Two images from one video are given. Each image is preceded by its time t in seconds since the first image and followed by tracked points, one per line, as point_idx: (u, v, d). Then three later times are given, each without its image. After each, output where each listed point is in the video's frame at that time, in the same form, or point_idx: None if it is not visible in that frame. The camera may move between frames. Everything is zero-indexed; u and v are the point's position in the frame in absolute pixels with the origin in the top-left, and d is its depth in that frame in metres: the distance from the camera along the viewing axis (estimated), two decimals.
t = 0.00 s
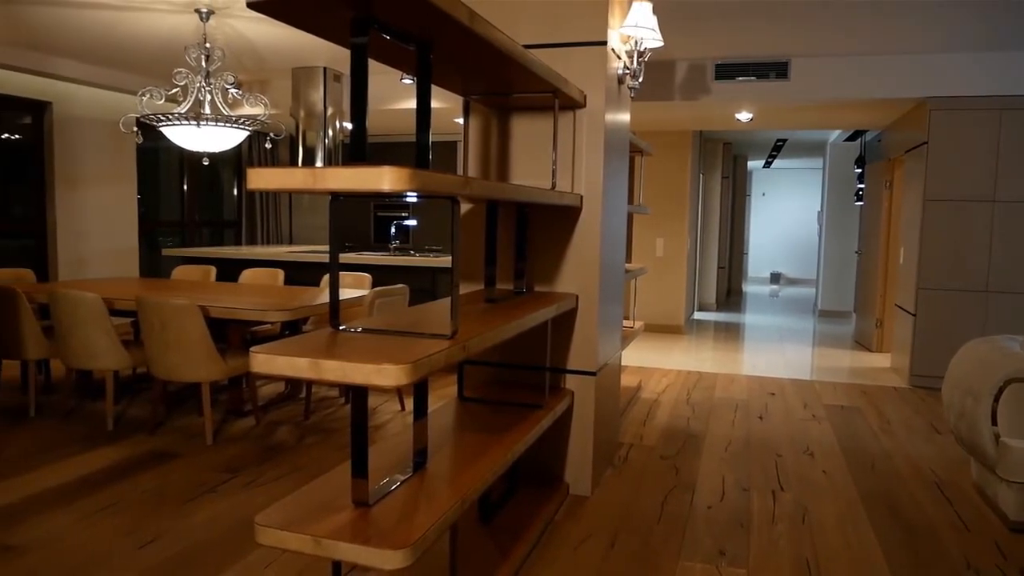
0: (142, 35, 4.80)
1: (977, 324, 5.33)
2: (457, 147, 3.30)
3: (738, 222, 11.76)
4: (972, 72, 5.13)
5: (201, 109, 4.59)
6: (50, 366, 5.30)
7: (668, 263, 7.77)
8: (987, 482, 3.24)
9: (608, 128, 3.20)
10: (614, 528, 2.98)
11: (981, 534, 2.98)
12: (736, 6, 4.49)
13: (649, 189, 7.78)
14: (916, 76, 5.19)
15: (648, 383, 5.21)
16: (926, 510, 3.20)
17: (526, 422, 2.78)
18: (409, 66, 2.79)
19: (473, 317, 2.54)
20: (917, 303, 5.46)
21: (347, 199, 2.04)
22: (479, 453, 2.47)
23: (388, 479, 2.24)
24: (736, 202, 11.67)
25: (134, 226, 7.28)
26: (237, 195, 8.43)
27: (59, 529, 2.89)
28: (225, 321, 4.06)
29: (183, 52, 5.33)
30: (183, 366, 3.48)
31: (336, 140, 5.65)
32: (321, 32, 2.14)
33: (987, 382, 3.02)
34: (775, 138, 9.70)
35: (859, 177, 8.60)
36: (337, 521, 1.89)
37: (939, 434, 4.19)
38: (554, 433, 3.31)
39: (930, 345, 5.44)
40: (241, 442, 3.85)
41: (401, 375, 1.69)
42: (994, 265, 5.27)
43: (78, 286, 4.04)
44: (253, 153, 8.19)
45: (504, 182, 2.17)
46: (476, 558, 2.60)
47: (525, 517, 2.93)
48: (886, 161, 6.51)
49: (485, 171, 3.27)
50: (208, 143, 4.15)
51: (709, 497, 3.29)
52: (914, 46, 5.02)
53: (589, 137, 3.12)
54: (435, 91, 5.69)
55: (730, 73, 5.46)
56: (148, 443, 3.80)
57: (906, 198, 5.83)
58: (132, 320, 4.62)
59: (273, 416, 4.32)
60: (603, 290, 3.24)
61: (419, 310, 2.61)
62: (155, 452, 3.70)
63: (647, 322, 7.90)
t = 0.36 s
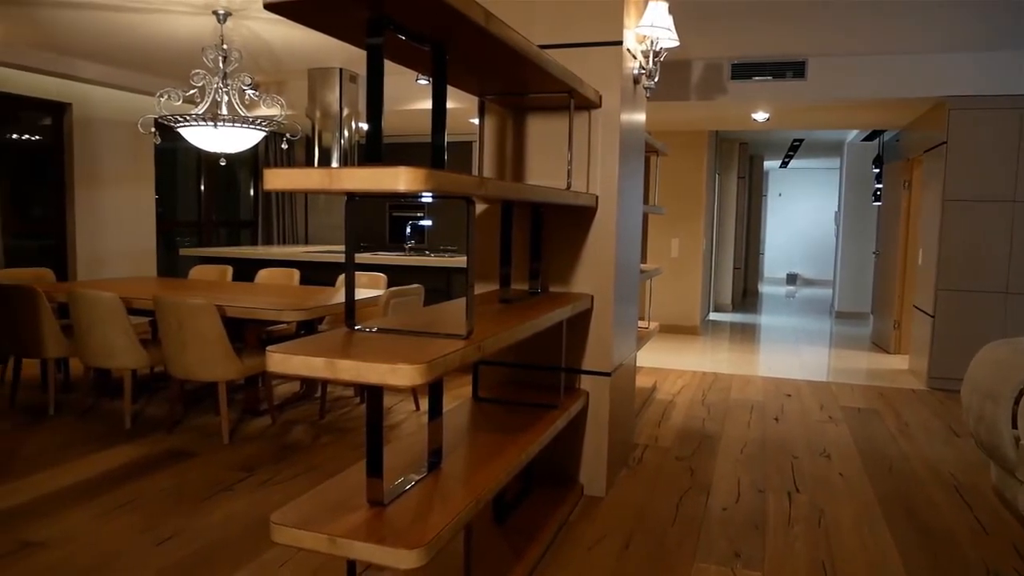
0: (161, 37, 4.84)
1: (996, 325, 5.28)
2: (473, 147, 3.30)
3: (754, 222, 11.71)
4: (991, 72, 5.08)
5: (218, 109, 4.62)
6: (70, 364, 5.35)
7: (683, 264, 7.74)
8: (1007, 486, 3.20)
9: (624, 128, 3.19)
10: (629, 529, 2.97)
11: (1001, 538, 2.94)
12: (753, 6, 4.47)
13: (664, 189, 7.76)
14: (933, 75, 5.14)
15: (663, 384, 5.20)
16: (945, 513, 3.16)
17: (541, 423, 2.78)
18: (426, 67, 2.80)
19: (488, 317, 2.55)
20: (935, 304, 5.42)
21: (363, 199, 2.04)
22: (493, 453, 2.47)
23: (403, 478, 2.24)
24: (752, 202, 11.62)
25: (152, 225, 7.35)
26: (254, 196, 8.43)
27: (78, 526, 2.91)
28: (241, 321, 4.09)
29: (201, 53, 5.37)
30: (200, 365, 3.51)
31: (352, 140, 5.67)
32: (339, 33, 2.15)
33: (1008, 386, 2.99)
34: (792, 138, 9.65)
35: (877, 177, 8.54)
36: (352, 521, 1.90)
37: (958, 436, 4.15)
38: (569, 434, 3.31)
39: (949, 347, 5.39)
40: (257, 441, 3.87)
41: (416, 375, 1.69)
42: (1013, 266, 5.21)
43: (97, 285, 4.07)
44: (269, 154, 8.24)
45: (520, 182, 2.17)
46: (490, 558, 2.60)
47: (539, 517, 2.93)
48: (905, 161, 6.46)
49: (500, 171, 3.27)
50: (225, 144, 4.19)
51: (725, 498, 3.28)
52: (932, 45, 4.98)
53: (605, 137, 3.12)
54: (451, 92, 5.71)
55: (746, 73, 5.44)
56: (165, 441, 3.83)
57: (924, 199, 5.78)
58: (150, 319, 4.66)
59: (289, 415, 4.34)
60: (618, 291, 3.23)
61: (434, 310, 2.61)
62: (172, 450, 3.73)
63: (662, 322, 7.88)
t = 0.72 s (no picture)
0: (186, 39, 4.90)
1: None
2: (493, 148, 3.31)
3: (776, 222, 11.63)
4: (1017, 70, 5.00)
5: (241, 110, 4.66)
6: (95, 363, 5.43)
7: (704, 265, 7.71)
8: None
9: (645, 128, 3.18)
10: (649, 531, 2.96)
11: None
12: (776, 5, 4.44)
13: (685, 189, 7.73)
14: (958, 74, 5.07)
15: (683, 385, 5.18)
16: (971, 518, 3.12)
17: (560, 423, 2.78)
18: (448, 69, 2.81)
19: (509, 318, 2.55)
20: (960, 306, 5.35)
21: (384, 200, 2.05)
22: (513, 454, 2.47)
23: (423, 478, 2.25)
24: (774, 203, 11.54)
25: (177, 227, 7.39)
26: (276, 198, 8.58)
27: (103, 522, 2.95)
28: (263, 320, 4.12)
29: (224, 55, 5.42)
30: (222, 365, 3.54)
31: (373, 141, 5.67)
32: (363, 34, 2.16)
33: None
34: (815, 138, 9.57)
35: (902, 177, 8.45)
36: (373, 520, 1.91)
37: (984, 440, 4.09)
38: (588, 435, 3.30)
39: (975, 349, 5.32)
40: (278, 440, 3.91)
41: (437, 375, 1.69)
42: None
43: (123, 285, 4.12)
44: (291, 154, 8.31)
45: (540, 182, 2.17)
46: (510, 559, 2.60)
47: (559, 518, 2.93)
48: (931, 161, 6.39)
49: (522, 172, 3.28)
50: (248, 145, 4.23)
51: (746, 501, 3.26)
52: (956, 43, 4.92)
53: (626, 137, 3.11)
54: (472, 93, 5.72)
55: (769, 72, 5.40)
56: (188, 440, 3.88)
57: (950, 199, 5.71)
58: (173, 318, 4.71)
59: (310, 414, 4.37)
60: (639, 291, 3.22)
61: (455, 311, 2.62)
62: (194, 448, 3.77)
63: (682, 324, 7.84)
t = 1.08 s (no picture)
0: (213, 41, 4.96)
1: None
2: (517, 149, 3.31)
3: (802, 223, 11.52)
4: None
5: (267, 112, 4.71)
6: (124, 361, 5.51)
7: (729, 266, 7.66)
8: None
9: (670, 128, 3.17)
10: (673, 534, 2.94)
11: None
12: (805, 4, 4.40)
13: (709, 190, 7.69)
14: (989, 72, 4.98)
15: (708, 387, 5.15)
16: (1002, 524, 3.06)
17: (583, 424, 2.77)
18: (473, 70, 2.82)
19: (533, 319, 2.55)
20: (991, 309, 5.26)
21: (408, 200, 2.06)
22: (536, 454, 2.47)
23: (446, 478, 2.26)
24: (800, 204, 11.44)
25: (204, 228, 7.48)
26: (301, 198, 8.60)
27: (130, 518, 3.00)
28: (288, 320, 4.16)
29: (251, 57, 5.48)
30: (247, 363, 3.58)
31: (397, 142, 5.72)
32: (391, 36, 2.18)
33: None
34: (842, 138, 9.48)
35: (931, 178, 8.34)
36: (396, 519, 1.91)
37: (1017, 446, 4.01)
38: (612, 436, 3.30)
39: (1007, 353, 5.23)
40: (302, 439, 3.94)
41: (461, 375, 1.70)
42: None
43: (151, 284, 4.18)
44: (316, 155, 8.38)
45: (565, 182, 2.17)
46: (533, 559, 2.60)
47: (581, 519, 2.92)
48: (961, 161, 6.30)
49: (546, 172, 3.28)
50: (274, 146, 4.27)
51: (771, 504, 3.23)
52: (987, 41, 4.84)
53: (651, 138, 3.10)
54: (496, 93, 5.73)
55: (795, 72, 5.35)
56: (213, 438, 3.92)
57: (981, 200, 5.62)
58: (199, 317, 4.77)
59: (333, 413, 4.41)
60: (663, 292, 3.21)
61: (478, 311, 2.62)
62: (219, 446, 3.81)
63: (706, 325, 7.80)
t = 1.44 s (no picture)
0: (238, 43, 5.01)
1: None
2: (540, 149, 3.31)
3: (827, 223, 11.41)
4: None
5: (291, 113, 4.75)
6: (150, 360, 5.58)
7: (753, 267, 7.61)
8: None
9: (693, 128, 3.16)
10: (694, 536, 2.93)
11: None
12: (832, 3, 4.36)
13: (732, 190, 7.64)
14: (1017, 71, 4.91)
15: (731, 389, 5.12)
16: None
17: (605, 426, 2.77)
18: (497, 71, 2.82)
19: (555, 319, 2.55)
20: (1021, 311, 5.18)
21: (429, 201, 2.06)
22: (558, 455, 2.47)
23: (467, 478, 2.26)
24: (824, 204, 11.34)
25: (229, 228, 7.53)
26: (324, 198, 8.53)
27: (156, 515, 3.04)
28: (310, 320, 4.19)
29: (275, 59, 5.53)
30: (270, 362, 3.61)
31: (420, 143, 5.79)
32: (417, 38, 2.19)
33: None
34: (868, 138, 9.38)
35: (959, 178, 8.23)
36: (418, 518, 1.92)
37: None
38: (634, 438, 3.28)
39: None
40: (324, 437, 3.97)
41: (482, 375, 1.70)
42: None
43: (177, 284, 4.23)
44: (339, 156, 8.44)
45: (587, 183, 2.16)
46: (554, 560, 2.60)
47: (603, 520, 2.91)
48: (990, 161, 6.21)
49: (569, 173, 3.28)
50: (298, 147, 4.30)
51: (795, 508, 3.21)
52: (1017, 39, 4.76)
53: (674, 138, 3.09)
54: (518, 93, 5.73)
55: (820, 71, 5.31)
56: (237, 436, 3.96)
57: (1011, 200, 5.54)
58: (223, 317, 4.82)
59: (355, 413, 4.43)
60: (686, 293, 3.20)
61: (500, 312, 2.62)
62: (242, 444, 3.85)
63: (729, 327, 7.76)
